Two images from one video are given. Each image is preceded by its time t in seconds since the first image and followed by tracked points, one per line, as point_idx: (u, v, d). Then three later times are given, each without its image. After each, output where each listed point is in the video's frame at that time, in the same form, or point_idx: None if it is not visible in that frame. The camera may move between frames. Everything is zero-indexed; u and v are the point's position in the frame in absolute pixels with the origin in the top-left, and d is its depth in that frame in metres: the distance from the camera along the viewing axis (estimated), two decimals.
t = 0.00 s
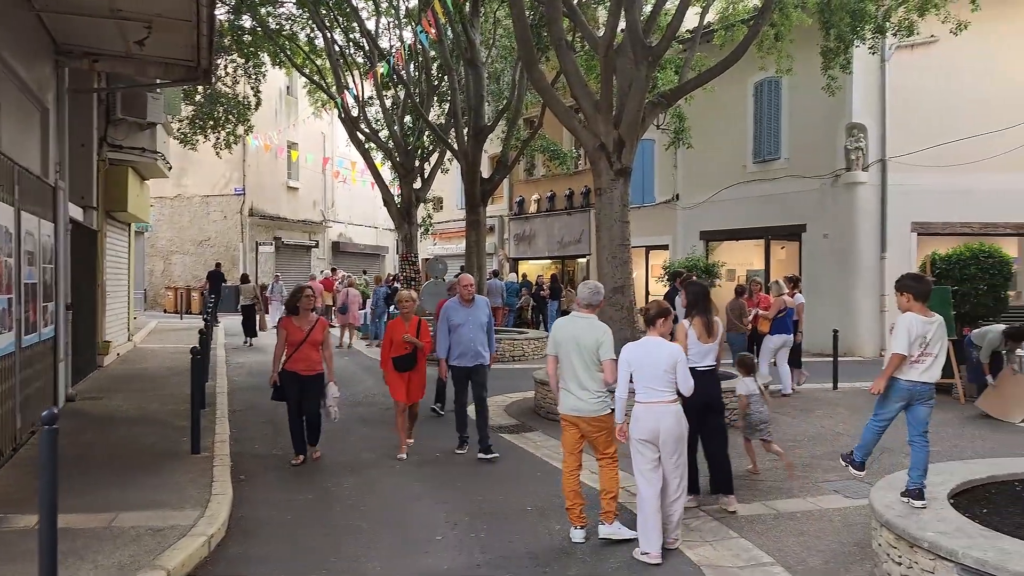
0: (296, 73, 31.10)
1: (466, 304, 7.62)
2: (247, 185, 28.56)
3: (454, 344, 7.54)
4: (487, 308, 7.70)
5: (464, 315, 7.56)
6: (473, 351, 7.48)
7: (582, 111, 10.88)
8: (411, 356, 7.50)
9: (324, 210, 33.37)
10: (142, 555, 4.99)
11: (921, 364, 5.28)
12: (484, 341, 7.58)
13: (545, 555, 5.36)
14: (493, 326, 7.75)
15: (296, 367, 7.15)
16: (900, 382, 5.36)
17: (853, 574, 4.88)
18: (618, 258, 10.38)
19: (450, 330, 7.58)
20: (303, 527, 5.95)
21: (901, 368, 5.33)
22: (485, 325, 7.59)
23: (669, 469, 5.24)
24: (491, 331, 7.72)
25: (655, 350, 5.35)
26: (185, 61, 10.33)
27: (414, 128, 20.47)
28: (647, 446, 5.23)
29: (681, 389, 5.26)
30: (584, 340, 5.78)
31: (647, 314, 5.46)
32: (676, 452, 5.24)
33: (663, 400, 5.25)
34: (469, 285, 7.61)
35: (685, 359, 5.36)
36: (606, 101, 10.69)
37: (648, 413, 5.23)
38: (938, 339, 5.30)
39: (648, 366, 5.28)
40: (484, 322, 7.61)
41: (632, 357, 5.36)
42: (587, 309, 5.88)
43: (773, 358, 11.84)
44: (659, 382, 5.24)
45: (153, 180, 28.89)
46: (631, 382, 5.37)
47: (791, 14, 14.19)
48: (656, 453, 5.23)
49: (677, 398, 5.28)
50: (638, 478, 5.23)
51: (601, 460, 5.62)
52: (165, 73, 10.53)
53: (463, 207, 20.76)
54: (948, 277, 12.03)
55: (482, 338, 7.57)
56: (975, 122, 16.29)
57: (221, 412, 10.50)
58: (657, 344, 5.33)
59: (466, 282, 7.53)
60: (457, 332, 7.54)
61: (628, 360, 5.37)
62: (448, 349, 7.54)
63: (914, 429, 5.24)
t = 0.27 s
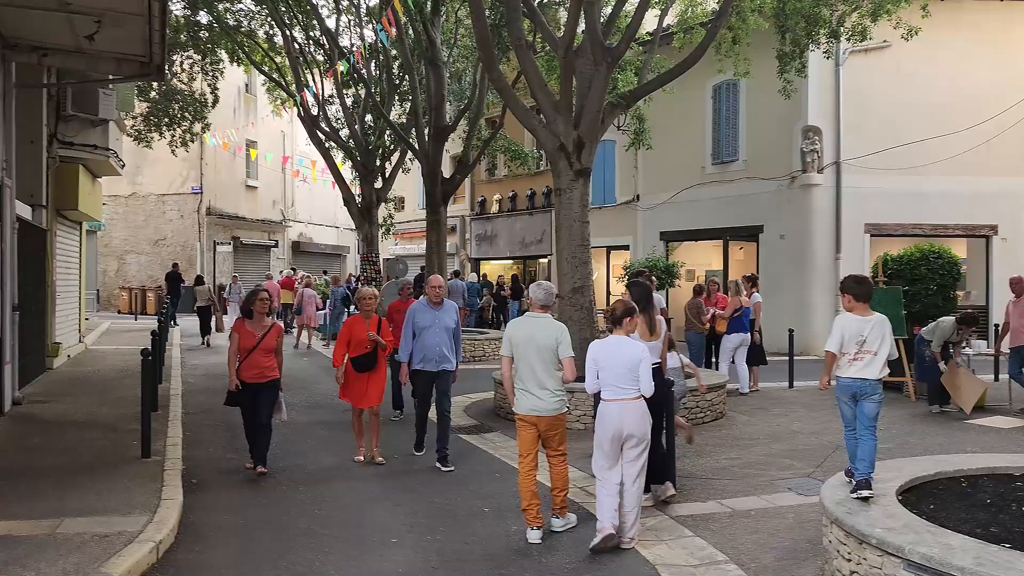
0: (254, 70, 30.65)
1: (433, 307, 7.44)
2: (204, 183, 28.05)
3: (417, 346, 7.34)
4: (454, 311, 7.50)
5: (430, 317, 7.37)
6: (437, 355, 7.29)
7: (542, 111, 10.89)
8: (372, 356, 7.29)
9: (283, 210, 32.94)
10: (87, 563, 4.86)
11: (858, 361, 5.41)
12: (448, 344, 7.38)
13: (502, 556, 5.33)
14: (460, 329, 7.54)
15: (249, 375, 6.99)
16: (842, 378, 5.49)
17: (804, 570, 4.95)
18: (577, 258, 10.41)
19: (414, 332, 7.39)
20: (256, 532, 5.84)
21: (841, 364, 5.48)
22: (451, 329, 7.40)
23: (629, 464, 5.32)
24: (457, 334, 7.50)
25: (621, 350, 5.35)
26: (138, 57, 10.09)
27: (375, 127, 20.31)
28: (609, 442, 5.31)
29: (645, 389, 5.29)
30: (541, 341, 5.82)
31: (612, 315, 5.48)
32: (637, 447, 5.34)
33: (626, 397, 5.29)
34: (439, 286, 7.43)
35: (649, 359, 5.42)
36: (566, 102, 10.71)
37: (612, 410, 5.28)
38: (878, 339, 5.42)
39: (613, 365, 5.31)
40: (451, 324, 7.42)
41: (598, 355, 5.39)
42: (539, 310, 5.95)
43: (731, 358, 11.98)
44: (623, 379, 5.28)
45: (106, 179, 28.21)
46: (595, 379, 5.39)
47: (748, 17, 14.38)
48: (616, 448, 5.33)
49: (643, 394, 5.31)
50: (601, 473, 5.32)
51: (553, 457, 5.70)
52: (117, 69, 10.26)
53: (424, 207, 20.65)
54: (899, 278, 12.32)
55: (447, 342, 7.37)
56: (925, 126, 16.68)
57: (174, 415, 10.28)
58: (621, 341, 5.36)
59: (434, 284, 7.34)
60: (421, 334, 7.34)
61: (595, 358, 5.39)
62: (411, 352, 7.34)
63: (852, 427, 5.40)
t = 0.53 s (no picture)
0: (208, 68, 30.10)
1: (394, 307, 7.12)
2: (156, 183, 27.43)
3: (377, 348, 6.99)
4: (416, 312, 7.21)
5: (389, 317, 7.06)
6: (398, 356, 6.95)
7: (499, 113, 10.87)
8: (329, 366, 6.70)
9: (237, 211, 32.38)
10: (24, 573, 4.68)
11: (803, 359, 5.50)
12: (410, 346, 7.04)
13: (455, 560, 5.28)
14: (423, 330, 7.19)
15: (198, 379, 6.70)
16: (792, 374, 5.60)
17: (755, 569, 5.00)
18: (534, 261, 10.41)
19: (373, 333, 7.06)
20: (204, 538, 5.70)
21: (787, 361, 5.59)
22: (412, 329, 7.07)
23: (587, 463, 5.37)
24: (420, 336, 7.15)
25: (581, 350, 5.45)
26: (84, 53, 9.81)
27: (331, 128, 20.09)
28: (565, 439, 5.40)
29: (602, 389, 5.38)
30: (501, 343, 5.77)
31: (573, 315, 5.58)
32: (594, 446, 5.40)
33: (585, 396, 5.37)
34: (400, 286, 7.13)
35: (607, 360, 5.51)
36: (522, 104, 10.71)
37: (571, 408, 5.36)
38: (819, 335, 5.49)
39: (571, 364, 5.42)
40: (412, 324, 7.11)
41: (559, 354, 5.50)
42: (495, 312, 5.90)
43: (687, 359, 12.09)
44: (581, 377, 5.37)
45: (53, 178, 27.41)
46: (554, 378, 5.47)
47: (703, 22, 14.56)
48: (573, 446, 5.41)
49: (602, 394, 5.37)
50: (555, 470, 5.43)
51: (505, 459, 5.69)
52: (62, 65, 9.96)
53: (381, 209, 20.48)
54: (849, 280, 12.60)
55: (409, 343, 7.04)
56: (873, 132, 17.08)
57: (121, 420, 10.00)
58: (581, 340, 5.47)
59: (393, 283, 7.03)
60: (380, 335, 7.00)
61: (556, 359, 5.47)
62: (370, 354, 7.01)
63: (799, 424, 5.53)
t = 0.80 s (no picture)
0: (156, 68, 29.40)
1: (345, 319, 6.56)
2: (101, 185, 26.67)
3: (329, 363, 6.45)
4: (371, 321, 6.62)
5: (341, 330, 6.51)
6: (351, 372, 6.38)
7: (453, 116, 10.81)
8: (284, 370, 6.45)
9: (187, 213, 31.69)
10: None
11: (753, 361, 5.55)
12: (365, 359, 6.48)
13: (407, 568, 5.20)
14: (380, 340, 6.61)
15: (143, 390, 6.25)
16: (740, 377, 5.64)
17: (707, 571, 5.03)
18: (488, 265, 10.36)
19: (325, 347, 6.52)
20: (147, 550, 5.52)
21: (736, 364, 5.62)
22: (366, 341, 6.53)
23: (538, 465, 5.37)
24: (377, 346, 6.59)
25: (531, 354, 5.45)
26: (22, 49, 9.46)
27: (283, 130, 19.78)
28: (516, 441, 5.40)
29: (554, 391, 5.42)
30: (460, 344, 5.75)
31: (524, 321, 5.56)
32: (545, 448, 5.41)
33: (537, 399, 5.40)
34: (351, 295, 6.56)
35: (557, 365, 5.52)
36: (477, 108, 10.67)
37: (522, 412, 5.36)
38: (766, 337, 5.58)
39: (523, 367, 5.40)
40: (367, 336, 6.53)
41: (507, 359, 5.48)
42: (458, 314, 5.84)
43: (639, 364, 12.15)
44: (532, 381, 5.39)
45: None
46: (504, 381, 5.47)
47: (656, 28, 14.71)
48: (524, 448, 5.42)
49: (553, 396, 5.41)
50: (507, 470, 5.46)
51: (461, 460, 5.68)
52: None
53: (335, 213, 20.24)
54: (798, 284, 12.85)
55: (363, 357, 6.47)
56: (821, 139, 17.46)
57: (62, 429, 9.66)
58: (534, 344, 5.47)
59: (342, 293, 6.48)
60: (331, 350, 6.47)
61: (505, 362, 5.45)
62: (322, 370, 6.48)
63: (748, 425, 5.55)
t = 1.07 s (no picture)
0: (100, 67, 28.58)
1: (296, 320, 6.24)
2: (41, 187, 25.79)
3: (278, 367, 6.12)
4: (322, 322, 6.34)
5: (292, 332, 6.18)
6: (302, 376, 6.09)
7: (407, 120, 10.70)
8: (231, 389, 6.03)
9: (132, 216, 30.86)
10: None
11: (712, 362, 5.62)
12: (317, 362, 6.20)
13: None
14: (331, 344, 6.37)
15: (84, 404, 5.97)
16: (698, 379, 5.68)
17: None
18: (442, 269, 10.28)
19: (274, 350, 6.18)
20: (87, 564, 5.30)
21: (695, 367, 5.64)
22: (319, 344, 6.21)
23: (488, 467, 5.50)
24: (327, 349, 6.33)
25: (480, 355, 5.57)
26: None
27: (232, 131, 19.38)
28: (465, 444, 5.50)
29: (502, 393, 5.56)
30: (416, 348, 5.68)
31: (465, 325, 5.77)
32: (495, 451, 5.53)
33: (486, 402, 5.54)
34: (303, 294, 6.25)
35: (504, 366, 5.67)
36: (431, 111, 10.59)
37: (470, 415, 5.48)
38: (722, 338, 5.67)
39: (472, 371, 5.52)
40: (319, 338, 6.25)
41: (457, 363, 5.56)
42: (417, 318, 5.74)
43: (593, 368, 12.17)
44: (482, 383, 5.52)
45: None
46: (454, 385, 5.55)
47: (609, 35, 14.80)
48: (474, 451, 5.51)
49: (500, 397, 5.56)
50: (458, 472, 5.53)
51: (414, 464, 5.61)
52: None
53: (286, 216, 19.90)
54: (748, 289, 12.98)
55: (316, 360, 6.18)
56: (770, 146, 17.79)
57: None
58: (479, 346, 5.55)
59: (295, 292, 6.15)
60: (282, 352, 6.13)
61: (454, 364, 5.54)
62: (271, 374, 6.13)
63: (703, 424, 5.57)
